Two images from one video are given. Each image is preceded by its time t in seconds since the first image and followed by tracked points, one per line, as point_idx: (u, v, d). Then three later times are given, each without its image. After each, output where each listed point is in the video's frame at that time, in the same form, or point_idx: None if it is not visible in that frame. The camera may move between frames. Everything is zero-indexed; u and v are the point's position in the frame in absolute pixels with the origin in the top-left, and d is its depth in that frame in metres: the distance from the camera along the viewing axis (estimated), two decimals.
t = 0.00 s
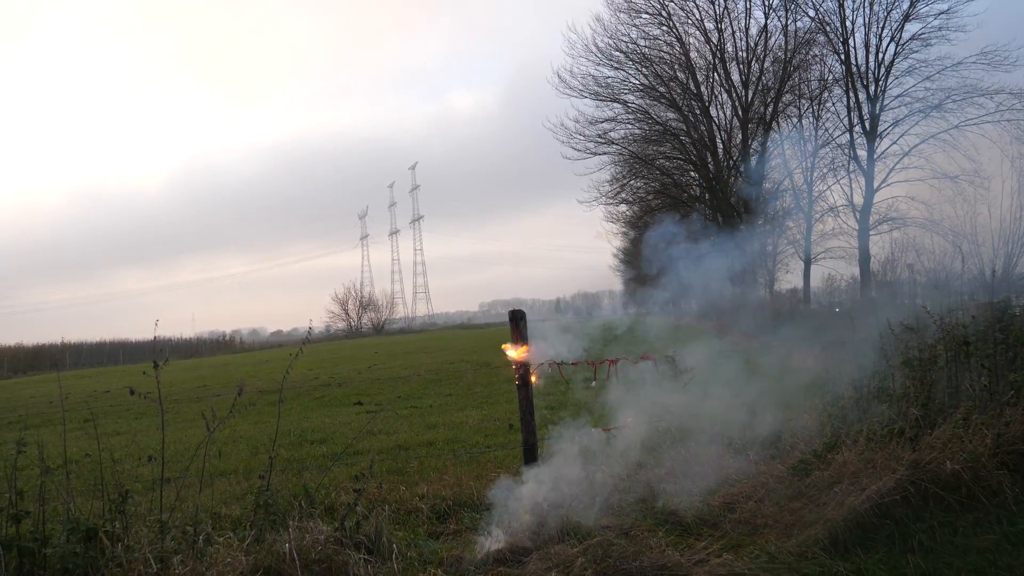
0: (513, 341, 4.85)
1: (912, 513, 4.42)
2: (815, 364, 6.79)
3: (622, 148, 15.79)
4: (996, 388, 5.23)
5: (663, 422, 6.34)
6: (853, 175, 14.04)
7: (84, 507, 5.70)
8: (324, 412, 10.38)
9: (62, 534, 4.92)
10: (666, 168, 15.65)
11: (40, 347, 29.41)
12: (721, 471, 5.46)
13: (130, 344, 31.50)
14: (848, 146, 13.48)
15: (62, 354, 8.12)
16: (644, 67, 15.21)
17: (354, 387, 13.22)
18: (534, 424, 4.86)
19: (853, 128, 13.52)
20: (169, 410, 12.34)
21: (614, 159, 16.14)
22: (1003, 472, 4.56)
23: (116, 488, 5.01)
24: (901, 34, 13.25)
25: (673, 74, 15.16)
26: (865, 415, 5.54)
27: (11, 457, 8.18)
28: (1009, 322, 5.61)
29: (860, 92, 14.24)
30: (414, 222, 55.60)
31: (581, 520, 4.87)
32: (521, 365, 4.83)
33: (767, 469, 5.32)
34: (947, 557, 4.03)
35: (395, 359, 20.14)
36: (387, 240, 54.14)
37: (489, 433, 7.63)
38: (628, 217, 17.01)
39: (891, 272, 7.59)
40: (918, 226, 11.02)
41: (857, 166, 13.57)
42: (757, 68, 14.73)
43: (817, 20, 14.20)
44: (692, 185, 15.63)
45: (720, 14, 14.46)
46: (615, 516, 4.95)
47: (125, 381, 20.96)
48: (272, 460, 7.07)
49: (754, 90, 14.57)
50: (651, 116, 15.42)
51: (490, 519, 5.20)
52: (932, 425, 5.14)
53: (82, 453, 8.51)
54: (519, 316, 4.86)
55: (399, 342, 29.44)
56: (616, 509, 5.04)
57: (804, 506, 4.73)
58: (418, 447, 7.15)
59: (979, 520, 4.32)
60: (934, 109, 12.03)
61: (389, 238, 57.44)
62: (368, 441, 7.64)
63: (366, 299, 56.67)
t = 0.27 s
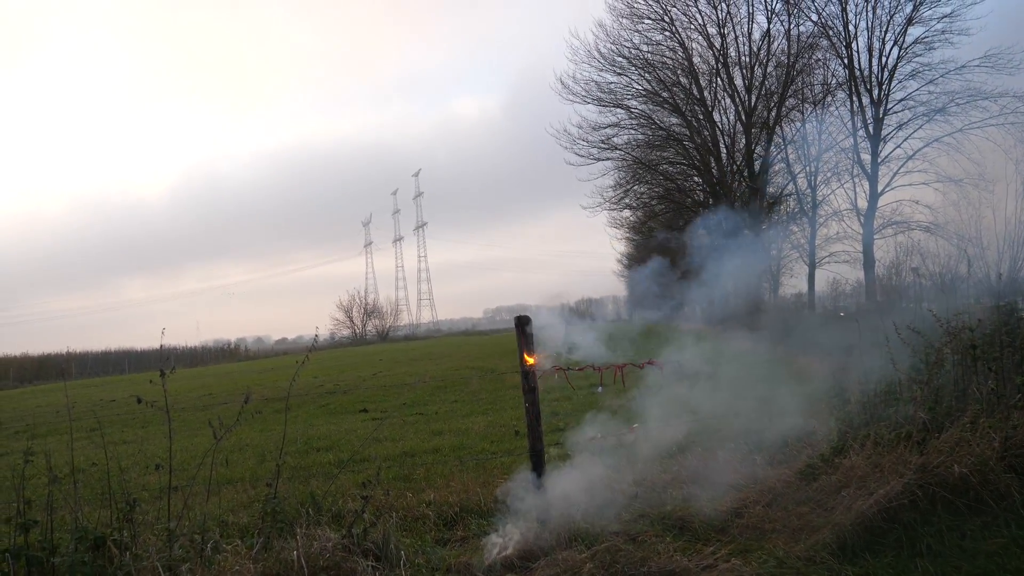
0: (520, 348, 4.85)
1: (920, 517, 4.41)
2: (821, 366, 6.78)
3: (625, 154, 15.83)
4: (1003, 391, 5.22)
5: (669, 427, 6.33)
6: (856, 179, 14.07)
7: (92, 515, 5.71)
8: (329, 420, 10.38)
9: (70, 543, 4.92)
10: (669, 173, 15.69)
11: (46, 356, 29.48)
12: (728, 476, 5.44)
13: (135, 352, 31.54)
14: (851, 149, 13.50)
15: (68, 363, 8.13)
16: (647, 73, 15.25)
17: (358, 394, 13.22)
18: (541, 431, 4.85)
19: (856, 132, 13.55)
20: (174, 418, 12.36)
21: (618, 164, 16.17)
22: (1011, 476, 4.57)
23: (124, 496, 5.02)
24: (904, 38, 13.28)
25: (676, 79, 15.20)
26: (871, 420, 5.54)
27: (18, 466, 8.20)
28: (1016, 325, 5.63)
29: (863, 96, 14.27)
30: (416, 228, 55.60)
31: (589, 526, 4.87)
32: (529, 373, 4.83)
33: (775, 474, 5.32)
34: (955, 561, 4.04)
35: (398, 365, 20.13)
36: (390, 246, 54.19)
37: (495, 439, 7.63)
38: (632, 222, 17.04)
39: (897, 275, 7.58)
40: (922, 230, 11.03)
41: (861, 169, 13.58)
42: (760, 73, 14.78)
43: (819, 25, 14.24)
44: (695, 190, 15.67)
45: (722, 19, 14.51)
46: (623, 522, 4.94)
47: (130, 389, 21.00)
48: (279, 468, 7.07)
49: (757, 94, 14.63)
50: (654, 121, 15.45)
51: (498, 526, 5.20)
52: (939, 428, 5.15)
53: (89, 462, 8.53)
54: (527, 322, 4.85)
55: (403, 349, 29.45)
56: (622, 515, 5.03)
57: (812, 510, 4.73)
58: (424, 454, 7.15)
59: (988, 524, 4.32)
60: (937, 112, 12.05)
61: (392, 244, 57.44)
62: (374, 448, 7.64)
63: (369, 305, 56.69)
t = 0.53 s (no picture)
0: (523, 356, 4.81)
1: (924, 522, 4.41)
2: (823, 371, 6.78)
3: (626, 160, 15.85)
4: (1007, 395, 5.21)
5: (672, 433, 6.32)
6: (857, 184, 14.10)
7: (93, 524, 5.70)
8: (331, 427, 10.37)
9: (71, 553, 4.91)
10: (670, 179, 15.71)
11: (46, 364, 29.42)
12: (731, 483, 5.43)
13: (136, 360, 31.50)
14: (851, 155, 13.53)
15: (70, 372, 8.12)
16: (647, 79, 15.30)
17: (360, 401, 13.20)
18: (544, 438, 4.82)
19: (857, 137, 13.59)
20: (176, 426, 12.35)
21: (618, 170, 16.19)
22: (1014, 481, 4.56)
23: (126, 506, 5.01)
24: (903, 43, 13.33)
25: (677, 85, 15.25)
26: (874, 425, 5.53)
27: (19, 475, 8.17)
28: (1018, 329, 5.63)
29: (862, 101, 14.31)
30: (417, 235, 55.61)
31: (592, 534, 4.85)
32: (532, 381, 4.80)
33: (778, 479, 5.31)
34: (959, 567, 4.03)
35: (400, 372, 20.11)
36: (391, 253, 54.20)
37: (498, 446, 7.62)
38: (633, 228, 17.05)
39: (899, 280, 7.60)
40: (923, 235, 11.04)
41: (862, 174, 13.61)
42: (760, 79, 14.85)
43: (819, 31, 14.30)
44: (697, 196, 15.68)
45: (722, 25, 14.57)
46: (627, 530, 4.91)
47: (131, 397, 21.00)
48: (281, 477, 7.06)
49: (758, 100, 14.69)
50: (655, 128, 15.48)
51: (500, 533, 5.18)
52: (942, 433, 5.14)
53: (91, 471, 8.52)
54: (530, 330, 4.82)
55: (404, 356, 29.46)
56: (626, 523, 5.01)
57: (815, 516, 4.72)
58: (427, 461, 7.14)
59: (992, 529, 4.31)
60: (937, 117, 12.09)
61: (392, 250, 57.45)
62: (377, 455, 7.63)
63: (370, 312, 56.69)
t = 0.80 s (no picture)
0: (522, 361, 4.79)
1: (924, 526, 4.41)
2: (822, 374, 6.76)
3: (624, 164, 15.87)
4: (1005, 398, 5.22)
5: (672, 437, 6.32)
6: (855, 188, 14.14)
7: (92, 530, 5.68)
8: (330, 433, 10.34)
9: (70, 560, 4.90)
10: (668, 183, 15.71)
11: (43, 370, 29.32)
12: (731, 486, 5.42)
13: (134, 366, 31.44)
14: (849, 159, 13.57)
15: (69, 378, 8.10)
16: (645, 84, 15.33)
17: (359, 406, 13.18)
18: (543, 442, 4.80)
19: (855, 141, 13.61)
20: (174, 432, 12.30)
21: (617, 175, 16.21)
22: (1013, 484, 4.56)
23: (124, 512, 5.00)
24: (900, 48, 13.38)
25: (674, 90, 15.28)
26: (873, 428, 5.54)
27: (17, 482, 8.16)
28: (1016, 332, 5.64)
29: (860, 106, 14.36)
30: (416, 240, 55.61)
31: (592, 539, 4.84)
32: (531, 386, 4.78)
33: (778, 483, 5.31)
34: (959, 569, 4.03)
35: (399, 377, 20.08)
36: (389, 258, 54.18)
37: (497, 451, 7.61)
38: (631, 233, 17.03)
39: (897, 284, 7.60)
40: (921, 238, 11.07)
41: (859, 178, 13.66)
42: (758, 83, 14.87)
43: (816, 35, 14.35)
44: (695, 201, 15.69)
45: (720, 30, 14.61)
46: (627, 534, 4.91)
47: (129, 403, 20.95)
48: (280, 482, 7.04)
49: (755, 104, 14.70)
50: (653, 132, 15.50)
51: (500, 538, 5.18)
52: (941, 435, 5.15)
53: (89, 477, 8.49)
54: (528, 334, 4.80)
55: (403, 361, 29.43)
56: (626, 527, 5.01)
57: (815, 520, 4.72)
58: (427, 466, 7.12)
59: (991, 532, 4.32)
60: (935, 121, 12.13)
61: (391, 256, 57.43)
62: (376, 461, 7.61)
63: (368, 317, 56.64)
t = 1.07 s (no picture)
0: (519, 361, 4.80)
1: (921, 525, 4.41)
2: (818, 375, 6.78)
3: (622, 165, 15.88)
4: (1002, 398, 5.23)
5: (670, 437, 6.32)
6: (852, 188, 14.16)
7: (89, 532, 5.66)
8: (328, 435, 10.33)
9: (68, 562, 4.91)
10: (665, 184, 15.72)
11: (40, 373, 29.24)
12: (728, 486, 5.43)
13: (131, 368, 31.35)
14: (846, 159, 13.59)
15: (65, 380, 8.09)
16: (642, 84, 15.34)
17: (357, 408, 13.17)
18: (541, 444, 4.80)
19: (852, 141, 13.63)
20: (172, 434, 12.28)
21: (614, 176, 16.22)
22: (1010, 483, 4.57)
23: (122, 514, 5.01)
24: (897, 48, 13.40)
25: (671, 90, 15.29)
26: (870, 428, 5.55)
27: (14, 485, 8.14)
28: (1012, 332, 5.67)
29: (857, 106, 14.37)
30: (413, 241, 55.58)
31: (591, 540, 4.83)
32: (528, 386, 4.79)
33: (775, 483, 5.32)
34: (956, 569, 4.04)
35: (397, 379, 20.05)
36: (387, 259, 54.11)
37: (495, 452, 7.61)
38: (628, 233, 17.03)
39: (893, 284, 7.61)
40: (918, 238, 11.08)
41: (857, 178, 13.67)
42: (755, 83, 14.89)
43: (813, 36, 14.37)
44: (692, 201, 15.70)
45: (717, 31, 14.63)
46: (625, 535, 4.92)
47: (126, 405, 20.90)
48: (278, 485, 7.03)
49: (752, 105, 14.72)
50: (650, 133, 15.51)
51: (498, 539, 5.17)
52: (938, 435, 5.17)
53: (86, 479, 8.47)
54: (526, 335, 4.81)
55: (401, 362, 29.39)
56: (624, 528, 5.02)
57: (813, 520, 4.72)
58: (424, 468, 7.12)
59: (988, 531, 4.33)
60: (931, 121, 12.16)
61: (388, 257, 57.36)
62: (373, 462, 7.60)
63: (366, 318, 56.58)
